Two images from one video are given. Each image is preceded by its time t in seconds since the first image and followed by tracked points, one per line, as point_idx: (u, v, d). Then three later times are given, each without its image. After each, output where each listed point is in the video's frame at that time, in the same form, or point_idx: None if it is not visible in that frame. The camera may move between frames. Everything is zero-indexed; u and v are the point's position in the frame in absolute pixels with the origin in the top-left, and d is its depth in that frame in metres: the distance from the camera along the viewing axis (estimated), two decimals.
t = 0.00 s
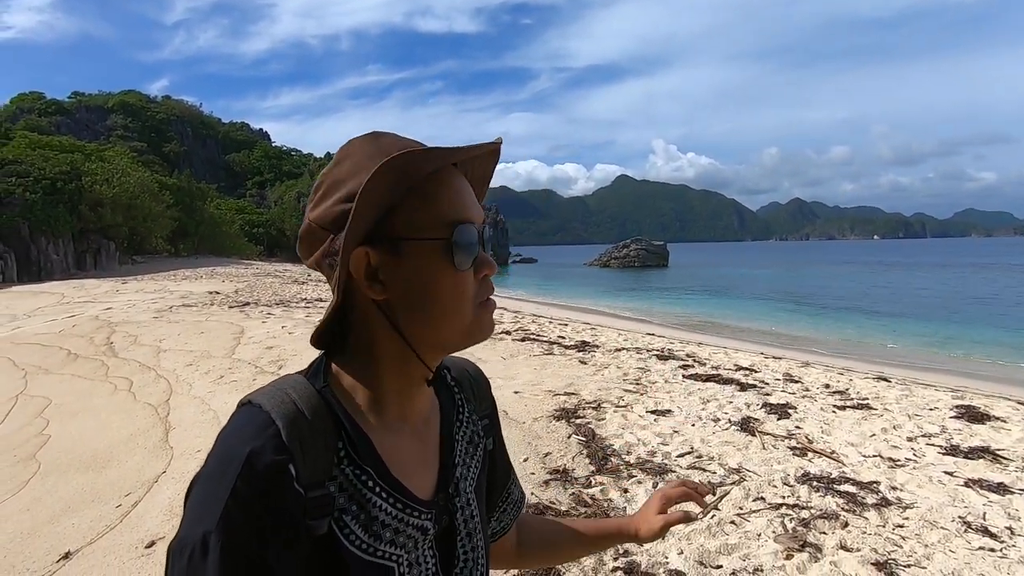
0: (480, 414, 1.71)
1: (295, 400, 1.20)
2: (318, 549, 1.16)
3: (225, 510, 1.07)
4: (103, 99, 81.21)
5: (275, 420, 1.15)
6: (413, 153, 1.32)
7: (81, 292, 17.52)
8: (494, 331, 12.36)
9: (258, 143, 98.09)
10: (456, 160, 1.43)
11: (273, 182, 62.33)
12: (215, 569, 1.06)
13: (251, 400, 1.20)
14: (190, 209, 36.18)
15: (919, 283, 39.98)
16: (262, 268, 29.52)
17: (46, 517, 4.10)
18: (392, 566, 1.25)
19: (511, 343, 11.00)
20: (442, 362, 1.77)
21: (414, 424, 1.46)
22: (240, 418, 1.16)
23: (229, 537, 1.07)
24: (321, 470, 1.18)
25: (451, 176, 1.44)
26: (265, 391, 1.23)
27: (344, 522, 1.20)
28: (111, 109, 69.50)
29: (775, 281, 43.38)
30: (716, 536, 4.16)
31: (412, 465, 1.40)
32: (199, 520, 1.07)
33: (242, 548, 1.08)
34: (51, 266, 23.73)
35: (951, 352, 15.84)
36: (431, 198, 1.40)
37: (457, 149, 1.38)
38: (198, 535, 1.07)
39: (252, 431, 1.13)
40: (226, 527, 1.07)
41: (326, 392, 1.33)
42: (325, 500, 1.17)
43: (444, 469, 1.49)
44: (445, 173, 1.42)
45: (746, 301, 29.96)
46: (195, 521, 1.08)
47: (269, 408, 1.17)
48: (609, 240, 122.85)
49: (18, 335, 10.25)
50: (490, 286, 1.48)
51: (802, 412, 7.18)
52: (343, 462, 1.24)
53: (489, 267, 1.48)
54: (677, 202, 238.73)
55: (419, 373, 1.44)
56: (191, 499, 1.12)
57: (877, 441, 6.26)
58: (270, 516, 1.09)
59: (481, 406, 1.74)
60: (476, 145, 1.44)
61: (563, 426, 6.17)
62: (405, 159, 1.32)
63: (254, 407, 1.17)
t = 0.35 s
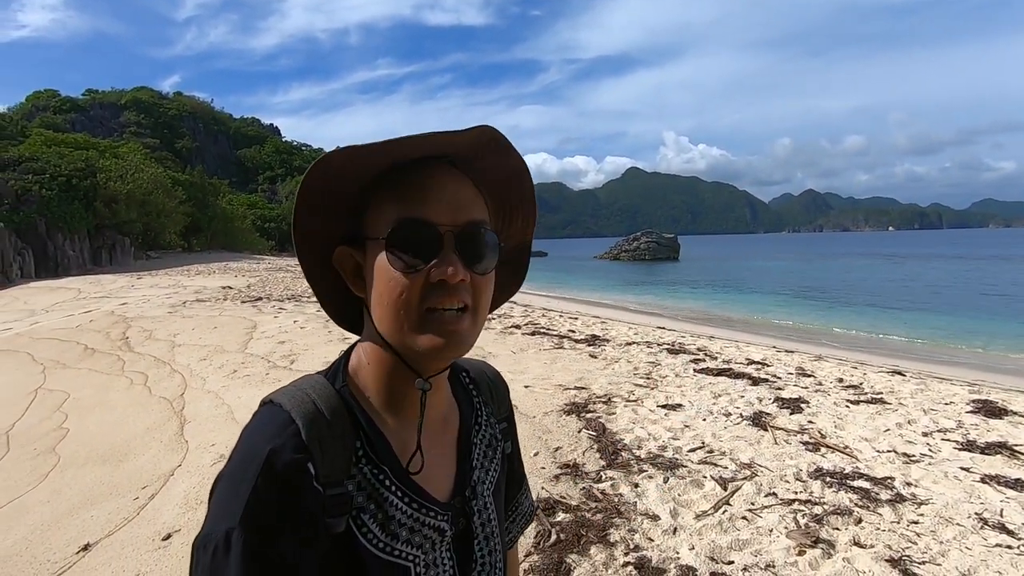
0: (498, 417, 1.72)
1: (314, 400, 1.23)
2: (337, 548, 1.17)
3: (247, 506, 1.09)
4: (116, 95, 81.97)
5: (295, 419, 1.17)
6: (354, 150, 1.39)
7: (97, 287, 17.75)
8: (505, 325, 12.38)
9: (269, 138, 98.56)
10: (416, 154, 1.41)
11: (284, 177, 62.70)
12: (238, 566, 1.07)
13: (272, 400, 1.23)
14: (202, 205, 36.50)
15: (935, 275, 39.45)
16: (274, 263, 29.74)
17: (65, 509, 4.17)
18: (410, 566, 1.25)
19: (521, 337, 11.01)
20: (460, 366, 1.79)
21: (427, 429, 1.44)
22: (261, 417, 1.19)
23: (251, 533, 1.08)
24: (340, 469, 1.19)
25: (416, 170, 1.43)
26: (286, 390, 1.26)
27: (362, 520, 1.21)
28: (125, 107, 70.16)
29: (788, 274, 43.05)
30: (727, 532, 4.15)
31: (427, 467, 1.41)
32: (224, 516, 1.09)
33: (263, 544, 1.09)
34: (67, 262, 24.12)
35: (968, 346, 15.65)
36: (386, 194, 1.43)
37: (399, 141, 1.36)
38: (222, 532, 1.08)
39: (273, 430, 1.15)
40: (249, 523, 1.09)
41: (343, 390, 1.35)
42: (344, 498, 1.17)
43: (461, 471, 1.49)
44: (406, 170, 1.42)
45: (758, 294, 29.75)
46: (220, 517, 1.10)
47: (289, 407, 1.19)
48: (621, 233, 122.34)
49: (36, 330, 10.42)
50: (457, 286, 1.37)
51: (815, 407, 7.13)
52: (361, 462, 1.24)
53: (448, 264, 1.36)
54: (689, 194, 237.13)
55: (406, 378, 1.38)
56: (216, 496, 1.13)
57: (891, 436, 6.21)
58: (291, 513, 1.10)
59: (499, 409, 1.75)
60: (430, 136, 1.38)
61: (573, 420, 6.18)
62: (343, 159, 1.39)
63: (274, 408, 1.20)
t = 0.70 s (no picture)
0: (511, 420, 1.73)
1: (332, 399, 1.23)
2: (354, 548, 1.18)
3: (266, 504, 1.09)
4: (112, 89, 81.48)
5: (314, 418, 1.18)
6: (357, 157, 1.42)
7: (96, 282, 17.72)
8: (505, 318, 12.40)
9: (266, 131, 98.26)
10: (418, 157, 1.41)
11: (282, 171, 62.58)
12: (257, 562, 1.07)
13: (291, 397, 1.24)
14: (200, 199, 36.42)
15: (933, 267, 39.59)
16: (273, 257, 29.72)
17: (69, 505, 4.18)
18: (426, 567, 1.25)
19: (522, 330, 11.03)
20: (474, 368, 1.80)
21: (443, 431, 1.45)
22: (279, 415, 1.20)
23: (270, 529, 1.09)
24: (357, 468, 1.20)
25: (420, 174, 1.44)
26: (303, 389, 1.27)
27: (378, 519, 1.21)
28: (121, 101, 69.88)
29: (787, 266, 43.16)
30: (729, 525, 4.18)
31: (443, 467, 1.41)
32: (244, 513, 1.09)
33: (282, 541, 1.10)
34: (66, 257, 24.08)
35: (966, 337, 15.71)
36: (393, 197, 1.44)
37: (399, 146, 1.37)
38: (242, 528, 1.08)
39: (291, 427, 1.16)
40: (267, 521, 1.09)
41: (360, 390, 1.36)
42: (361, 496, 1.18)
43: (475, 472, 1.50)
44: (408, 173, 1.43)
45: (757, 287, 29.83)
46: (238, 513, 1.10)
47: (307, 406, 1.20)
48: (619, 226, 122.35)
49: (35, 326, 10.41)
50: (463, 288, 1.35)
51: (815, 399, 7.15)
52: (377, 462, 1.25)
53: (451, 265, 1.35)
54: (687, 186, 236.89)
55: (419, 380, 1.38)
56: (234, 492, 1.14)
57: (891, 428, 6.23)
58: (309, 510, 1.11)
59: (512, 412, 1.76)
60: (427, 139, 1.37)
61: (574, 414, 6.20)
62: (349, 165, 1.43)
63: (292, 406, 1.20)
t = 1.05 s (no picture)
0: (511, 418, 1.74)
1: (333, 403, 1.24)
2: (357, 551, 1.18)
3: (270, 508, 1.09)
4: (101, 81, 80.54)
5: (317, 422, 1.18)
6: (355, 163, 1.41)
7: (87, 277, 17.59)
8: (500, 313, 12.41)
9: (258, 125, 97.55)
10: (415, 162, 1.41)
11: (274, 165, 62.21)
12: (261, 566, 1.07)
13: (293, 402, 1.23)
14: (192, 192, 36.17)
15: (924, 260, 39.87)
16: (266, 252, 29.58)
17: (63, 503, 4.17)
18: (429, 567, 1.26)
19: (517, 324, 11.05)
20: (473, 367, 1.80)
21: (444, 430, 1.46)
22: (281, 419, 1.20)
23: (274, 531, 1.09)
24: (360, 469, 1.20)
25: (417, 178, 1.43)
26: (305, 392, 1.27)
27: (382, 521, 1.22)
28: (110, 93, 69.14)
29: (779, 259, 43.40)
30: (724, 518, 4.21)
31: (445, 468, 1.42)
32: (248, 516, 1.09)
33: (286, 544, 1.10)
34: (56, 252, 23.87)
35: (957, 330, 15.85)
36: (391, 203, 1.44)
37: (395, 152, 1.37)
38: (246, 531, 1.08)
39: (293, 433, 1.16)
40: (271, 525, 1.09)
41: (363, 392, 1.36)
42: (363, 499, 1.19)
43: (477, 473, 1.51)
44: (406, 179, 1.43)
45: (750, 280, 29.96)
46: (241, 518, 1.10)
47: (309, 409, 1.21)
48: (613, 219, 122.47)
49: (26, 322, 10.33)
50: (463, 291, 1.35)
51: (809, 393, 7.19)
52: (380, 463, 1.25)
53: (451, 269, 1.35)
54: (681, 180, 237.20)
55: (420, 382, 1.39)
56: (238, 496, 1.14)
57: (883, 421, 6.29)
58: (312, 513, 1.12)
59: (512, 410, 1.76)
60: (423, 145, 1.37)
61: (570, 408, 6.22)
62: (348, 172, 1.42)
63: (295, 409, 1.21)
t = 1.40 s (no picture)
0: (515, 414, 1.75)
1: (341, 396, 1.24)
2: (365, 542, 1.19)
3: (280, 498, 1.10)
4: (93, 76, 79.93)
5: (325, 415, 1.19)
6: (359, 163, 1.42)
7: (79, 273, 17.49)
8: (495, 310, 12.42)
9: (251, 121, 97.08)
10: (419, 162, 1.42)
11: (268, 162, 61.97)
12: (272, 556, 1.08)
13: (301, 394, 1.24)
14: (185, 188, 35.98)
15: (916, 259, 40.18)
16: (259, 248, 29.47)
17: (57, 500, 4.16)
18: (432, 560, 1.27)
19: (511, 322, 11.06)
20: (476, 364, 1.81)
21: (449, 426, 1.47)
22: (290, 413, 1.21)
23: (284, 522, 1.10)
24: (368, 462, 1.21)
25: (421, 177, 1.44)
26: (313, 386, 1.28)
27: (388, 513, 1.23)
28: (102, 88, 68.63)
29: (773, 258, 43.65)
30: (718, 514, 4.25)
31: (449, 462, 1.43)
32: (258, 506, 1.10)
33: (296, 536, 1.11)
34: (47, 247, 23.71)
35: (947, 328, 15.99)
36: (393, 201, 1.45)
37: (398, 153, 1.39)
38: (256, 521, 1.09)
39: (302, 426, 1.17)
40: (281, 515, 1.10)
41: (370, 387, 1.37)
42: (370, 491, 1.20)
43: (480, 467, 1.52)
44: (410, 178, 1.44)
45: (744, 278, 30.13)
46: (252, 507, 1.11)
47: (317, 403, 1.22)
48: (607, 217, 122.69)
49: (17, 318, 10.25)
50: (466, 289, 1.36)
51: (801, 390, 7.26)
52: (386, 457, 1.26)
53: (454, 267, 1.36)
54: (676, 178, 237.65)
55: (424, 378, 1.39)
56: (249, 486, 1.15)
57: (875, 418, 6.34)
58: (321, 505, 1.13)
59: (515, 406, 1.77)
60: (428, 145, 1.38)
61: (565, 406, 6.24)
62: (353, 173, 1.43)
63: (303, 402, 1.22)
